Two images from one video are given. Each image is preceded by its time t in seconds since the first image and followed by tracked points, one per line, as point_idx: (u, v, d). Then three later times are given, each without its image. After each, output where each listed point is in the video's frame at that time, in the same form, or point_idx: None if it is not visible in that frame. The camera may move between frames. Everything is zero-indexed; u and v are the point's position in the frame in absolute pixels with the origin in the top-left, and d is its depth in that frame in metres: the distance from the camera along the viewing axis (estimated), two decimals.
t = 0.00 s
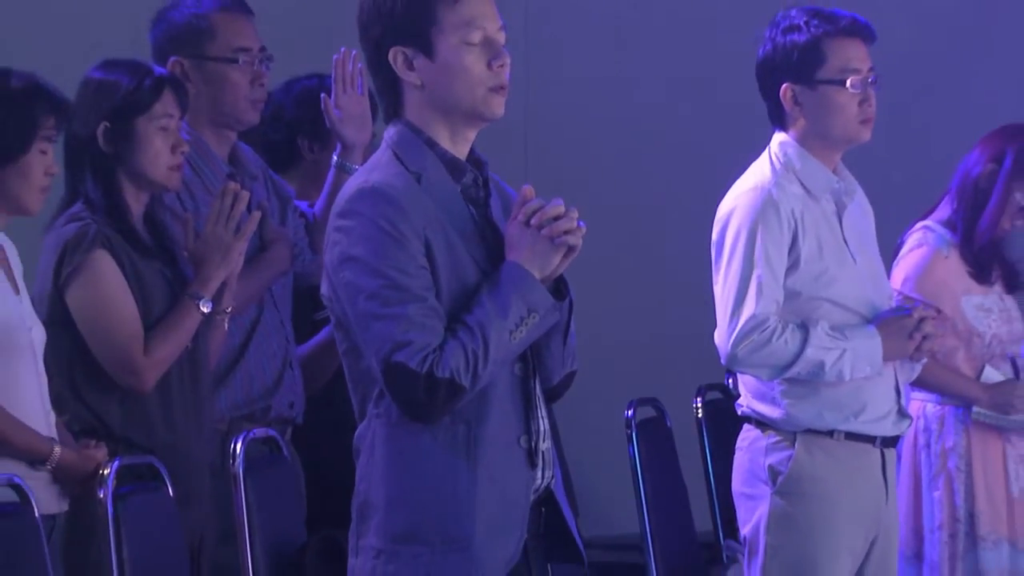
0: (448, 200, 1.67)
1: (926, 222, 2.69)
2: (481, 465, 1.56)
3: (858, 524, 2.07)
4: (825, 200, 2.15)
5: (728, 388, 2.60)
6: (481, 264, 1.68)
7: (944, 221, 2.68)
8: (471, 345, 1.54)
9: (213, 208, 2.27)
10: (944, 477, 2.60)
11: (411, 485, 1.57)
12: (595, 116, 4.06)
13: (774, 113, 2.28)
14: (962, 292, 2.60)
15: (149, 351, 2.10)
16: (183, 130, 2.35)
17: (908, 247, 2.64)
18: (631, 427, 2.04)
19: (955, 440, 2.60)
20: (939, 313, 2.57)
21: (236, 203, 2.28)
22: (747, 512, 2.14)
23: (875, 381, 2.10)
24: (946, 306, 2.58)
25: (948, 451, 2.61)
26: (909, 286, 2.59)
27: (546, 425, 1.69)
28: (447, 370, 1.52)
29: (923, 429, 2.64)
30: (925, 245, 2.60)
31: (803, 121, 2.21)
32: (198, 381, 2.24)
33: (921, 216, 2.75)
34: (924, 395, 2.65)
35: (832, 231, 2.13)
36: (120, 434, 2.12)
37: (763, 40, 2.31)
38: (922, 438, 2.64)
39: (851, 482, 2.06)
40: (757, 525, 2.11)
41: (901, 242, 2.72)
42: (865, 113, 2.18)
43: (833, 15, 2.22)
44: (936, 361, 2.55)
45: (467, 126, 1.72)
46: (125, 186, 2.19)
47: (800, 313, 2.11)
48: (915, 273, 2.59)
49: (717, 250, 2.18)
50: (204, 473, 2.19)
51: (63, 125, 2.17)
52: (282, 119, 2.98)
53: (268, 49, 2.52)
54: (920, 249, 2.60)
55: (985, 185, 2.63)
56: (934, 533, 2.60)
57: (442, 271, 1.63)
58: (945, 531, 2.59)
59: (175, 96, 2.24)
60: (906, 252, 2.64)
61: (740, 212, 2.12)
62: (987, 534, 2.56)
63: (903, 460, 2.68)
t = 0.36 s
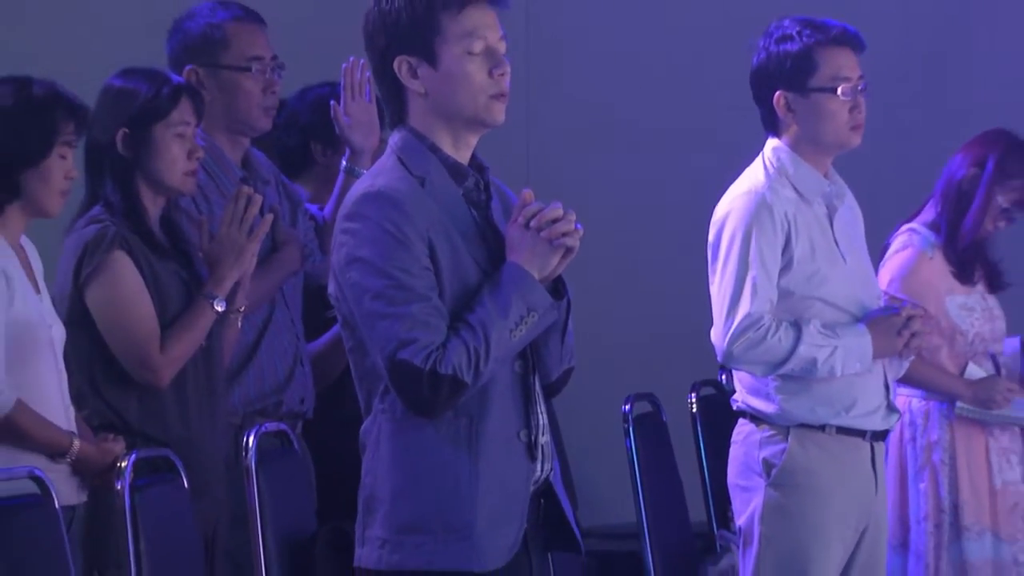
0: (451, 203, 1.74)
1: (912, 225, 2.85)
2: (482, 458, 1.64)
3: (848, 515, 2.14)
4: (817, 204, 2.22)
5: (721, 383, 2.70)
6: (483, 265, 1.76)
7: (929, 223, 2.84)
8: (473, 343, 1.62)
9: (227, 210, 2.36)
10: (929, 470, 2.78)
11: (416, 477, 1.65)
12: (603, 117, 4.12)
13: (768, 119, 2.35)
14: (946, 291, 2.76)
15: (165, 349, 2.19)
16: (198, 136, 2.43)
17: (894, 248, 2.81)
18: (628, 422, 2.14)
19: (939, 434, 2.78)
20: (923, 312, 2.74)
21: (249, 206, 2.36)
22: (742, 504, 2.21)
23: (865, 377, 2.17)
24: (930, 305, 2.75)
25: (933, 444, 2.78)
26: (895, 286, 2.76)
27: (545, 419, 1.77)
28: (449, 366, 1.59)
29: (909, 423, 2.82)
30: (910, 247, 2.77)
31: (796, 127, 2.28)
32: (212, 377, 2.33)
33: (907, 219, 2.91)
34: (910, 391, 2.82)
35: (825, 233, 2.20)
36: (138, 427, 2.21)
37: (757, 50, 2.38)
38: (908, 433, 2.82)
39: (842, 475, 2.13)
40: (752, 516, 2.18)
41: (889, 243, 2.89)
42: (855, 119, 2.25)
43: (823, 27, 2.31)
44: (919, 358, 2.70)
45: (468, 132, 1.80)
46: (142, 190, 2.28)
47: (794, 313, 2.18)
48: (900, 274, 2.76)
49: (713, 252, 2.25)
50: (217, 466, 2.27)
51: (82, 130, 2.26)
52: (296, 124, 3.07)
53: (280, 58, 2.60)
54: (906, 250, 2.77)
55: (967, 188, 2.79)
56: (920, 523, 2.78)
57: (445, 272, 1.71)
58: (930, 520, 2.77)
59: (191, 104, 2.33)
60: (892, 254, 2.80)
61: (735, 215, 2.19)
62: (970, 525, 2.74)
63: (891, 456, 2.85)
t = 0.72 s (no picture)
0: (453, 206, 1.82)
1: (899, 227, 2.95)
2: (483, 452, 1.72)
3: (838, 507, 2.21)
4: (809, 206, 2.29)
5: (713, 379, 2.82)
6: (484, 266, 1.84)
7: (915, 226, 2.94)
8: (474, 340, 1.69)
9: (239, 213, 2.43)
10: (916, 464, 2.87)
11: (421, 468, 1.72)
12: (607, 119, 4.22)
13: (762, 125, 2.42)
14: (933, 291, 2.86)
15: (179, 346, 2.27)
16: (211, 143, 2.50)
17: (881, 250, 2.90)
18: (625, 417, 2.22)
19: (925, 429, 2.86)
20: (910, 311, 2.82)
21: (260, 209, 2.44)
22: (735, 496, 2.28)
23: (855, 374, 2.24)
24: (916, 304, 2.84)
25: (919, 439, 2.87)
26: (883, 286, 2.85)
27: (544, 414, 1.84)
28: (451, 363, 1.66)
29: (896, 419, 2.91)
30: (897, 249, 2.86)
31: (789, 133, 2.36)
32: (225, 374, 2.41)
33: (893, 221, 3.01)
34: (898, 387, 2.90)
35: (817, 234, 2.28)
36: (152, 423, 2.29)
37: (752, 58, 2.45)
38: (895, 428, 2.91)
39: (832, 467, 2.21)
40: (746, 508, 2.24)
41: (876, 245, 2.98)
42: (847, 126, 2.32)
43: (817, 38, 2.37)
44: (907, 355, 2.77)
45: (469, 138, 1.88)
46: (157, 194, 2.36)
47: (787, 311, 2.25)
48: (888, 275, 2.85)
49: (709, 252, 2.31)
50: (229, 459, 2.35)
51: (99, 136, 2.35)
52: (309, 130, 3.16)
53: (289, 66, 2.68)
54: (892, 252, 2.87)
55: (952, 193, 2.90)
56: (907, 515, 2.86)
57: (447, 273, 1.79)
58: (917, 512, 2.85)
59: (204, 112, 2.40)
60: (880, 255, 2.90)
61: (731, 218, 2.25)
62: (955, 517, 2.84)
63: (878, 450, 2.93)
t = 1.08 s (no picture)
0: (458, 209, 1.89)
1: (890, 230, 3.05)
2: (488, 446, 1.79)
3: (831, 499, 2.29)
4: (806, 208, 2.36)
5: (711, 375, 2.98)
6: (489, 267, 1.92)
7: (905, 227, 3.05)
8: (479, 338, 1.76)
9: (254, 216, 2.50)
10: (907, 457, 2.96)
11: (429, 461, 1.80)
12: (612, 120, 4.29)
13: (761, 129, 2.49)
14: (923, 290, 2.95)
15: (196, 343, 2.35)
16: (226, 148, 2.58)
17: (873, 251, 3.00)
18: (626, 411, 2.31)
19: (916, 423, 2.95)
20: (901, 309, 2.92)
21: (274, 212, 2.51)
22: (733, 488, 2.36)
23: (848, 370, 2.32)
24: (907, 303, 2.93)
25: (910, 433, 2.95)
26: (874, 286, 2.94)
27: (547, 410, 1.92)
28: (458, 360, 1.74)
29: (886, 414, 2.98)
30: (888, 250, 2.96)
31: (787, 138, 2.43)
32: (240, 371, 2.49)
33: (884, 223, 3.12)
34: (889, 383, 2.98)
35: (814, 236, 2.34)
36: (171, 419, 2.38)
37: (753, 66, 2.51)
38: (886, 423, 2.98)
39: (826, 461, 2.28)
40: (742, 500, 2.32)
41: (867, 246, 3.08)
42: (843, 133, 2.40)
43: (818, 47, 2.44)
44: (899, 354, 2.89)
45: (476, 143, 1.95)
46: (175, 197, 2.44)
47: (784, 310, 2.32)
48: (880, 275, 2.95)
49: (708, 253, 2.38)
50: (244, 453, 2.43)
51: (117, 141, 2.43)
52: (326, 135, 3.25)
53: (301, 74, 2.76)
54: (884, 253, 2.96)
55: (941, 197, 3.00)
56: (898, 507, 2.95)
57: (454, 273, 1.86)
58: (908, 504, 2.95)
59: (221, 118, 2.48)
60: (872, 256, 3.00)
61: (730, 220, 2.32)
62: (945, 508, 2.94)
63: (869, 444, 3.00)
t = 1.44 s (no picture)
0: (467, 212, 1.97)
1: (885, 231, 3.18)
2: (495, 441, 1.87)
3: (830, 492, 2.36)
4: (800, 210, 2.45)
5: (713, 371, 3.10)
6: (496, 268, 1.99)
7: (900, 231, 3.19)
8: (487, 337, 1.84)
9: (272, 218, 2.59)
10: (902, 451, 3.15)
11: (438, 456, 1.87)
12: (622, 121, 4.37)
13: (776, 132, 2.55)
14: (917, 292, 3.10)
15: (217, 341, 2.44)
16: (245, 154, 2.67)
17: (870, 251, 3.13)
18: (631, 407, 2.39)
19: (909, 419, 3.14)
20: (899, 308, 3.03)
21: (291, 214, 2.60)
22: (735, 482, 2.43)
23: (846, 365, 2.38)
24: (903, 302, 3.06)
25: (905, 429, 3.15)
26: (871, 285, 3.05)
27: (553, 406, 1.99)
28: (466, 358, 1.82)
29: (883, 410, 3.18)
30: (884, 251, 3.09)
31: (800, 154, 2.51)
32: (258, 367, 2.58)
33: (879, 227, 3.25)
34: (885, 381, 3.17)
35: (807, 236, 2.43)
36: (191, 414, 2.47)
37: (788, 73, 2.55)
38: (882, 418, 3.18)
39: (825, 454, 2.35)
40: (744, 493, 2.39)
41: (862, 248, 3.21)
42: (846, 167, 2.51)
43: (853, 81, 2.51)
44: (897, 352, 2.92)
45: (484, 148, 2.03)
46: (195, 199, 2.53)
47: (782, 307, 2.40)
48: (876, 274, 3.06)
49: (706, 255, 2.47)
50: (262, 447, 2.51)
51: (139, 145, 2.51)
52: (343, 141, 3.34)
53: (315, 81, 2.84)
54: (880, 254, 3.09)
55: (935, 198, 3.15)
56: (893, 498, 3.14)
57: (462, 274, 1.94)
58: (903, 495, 3.13)
59: (241, 124, 2.57)
60: (868, 257, 3.12)
61: (726, 223, 2.41)
62: (938, 501, 3.12)
63: (867, 438, 3.20)
